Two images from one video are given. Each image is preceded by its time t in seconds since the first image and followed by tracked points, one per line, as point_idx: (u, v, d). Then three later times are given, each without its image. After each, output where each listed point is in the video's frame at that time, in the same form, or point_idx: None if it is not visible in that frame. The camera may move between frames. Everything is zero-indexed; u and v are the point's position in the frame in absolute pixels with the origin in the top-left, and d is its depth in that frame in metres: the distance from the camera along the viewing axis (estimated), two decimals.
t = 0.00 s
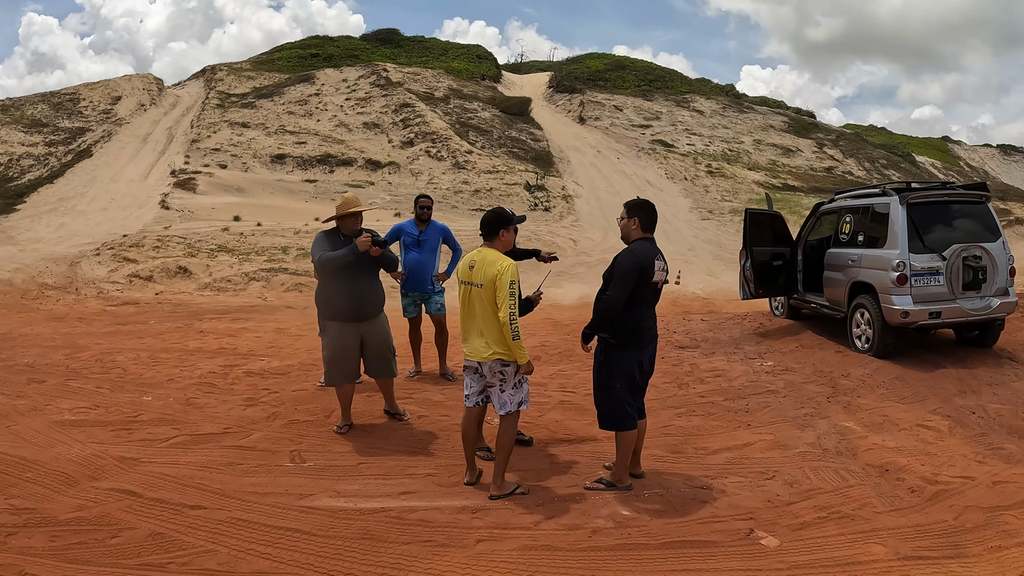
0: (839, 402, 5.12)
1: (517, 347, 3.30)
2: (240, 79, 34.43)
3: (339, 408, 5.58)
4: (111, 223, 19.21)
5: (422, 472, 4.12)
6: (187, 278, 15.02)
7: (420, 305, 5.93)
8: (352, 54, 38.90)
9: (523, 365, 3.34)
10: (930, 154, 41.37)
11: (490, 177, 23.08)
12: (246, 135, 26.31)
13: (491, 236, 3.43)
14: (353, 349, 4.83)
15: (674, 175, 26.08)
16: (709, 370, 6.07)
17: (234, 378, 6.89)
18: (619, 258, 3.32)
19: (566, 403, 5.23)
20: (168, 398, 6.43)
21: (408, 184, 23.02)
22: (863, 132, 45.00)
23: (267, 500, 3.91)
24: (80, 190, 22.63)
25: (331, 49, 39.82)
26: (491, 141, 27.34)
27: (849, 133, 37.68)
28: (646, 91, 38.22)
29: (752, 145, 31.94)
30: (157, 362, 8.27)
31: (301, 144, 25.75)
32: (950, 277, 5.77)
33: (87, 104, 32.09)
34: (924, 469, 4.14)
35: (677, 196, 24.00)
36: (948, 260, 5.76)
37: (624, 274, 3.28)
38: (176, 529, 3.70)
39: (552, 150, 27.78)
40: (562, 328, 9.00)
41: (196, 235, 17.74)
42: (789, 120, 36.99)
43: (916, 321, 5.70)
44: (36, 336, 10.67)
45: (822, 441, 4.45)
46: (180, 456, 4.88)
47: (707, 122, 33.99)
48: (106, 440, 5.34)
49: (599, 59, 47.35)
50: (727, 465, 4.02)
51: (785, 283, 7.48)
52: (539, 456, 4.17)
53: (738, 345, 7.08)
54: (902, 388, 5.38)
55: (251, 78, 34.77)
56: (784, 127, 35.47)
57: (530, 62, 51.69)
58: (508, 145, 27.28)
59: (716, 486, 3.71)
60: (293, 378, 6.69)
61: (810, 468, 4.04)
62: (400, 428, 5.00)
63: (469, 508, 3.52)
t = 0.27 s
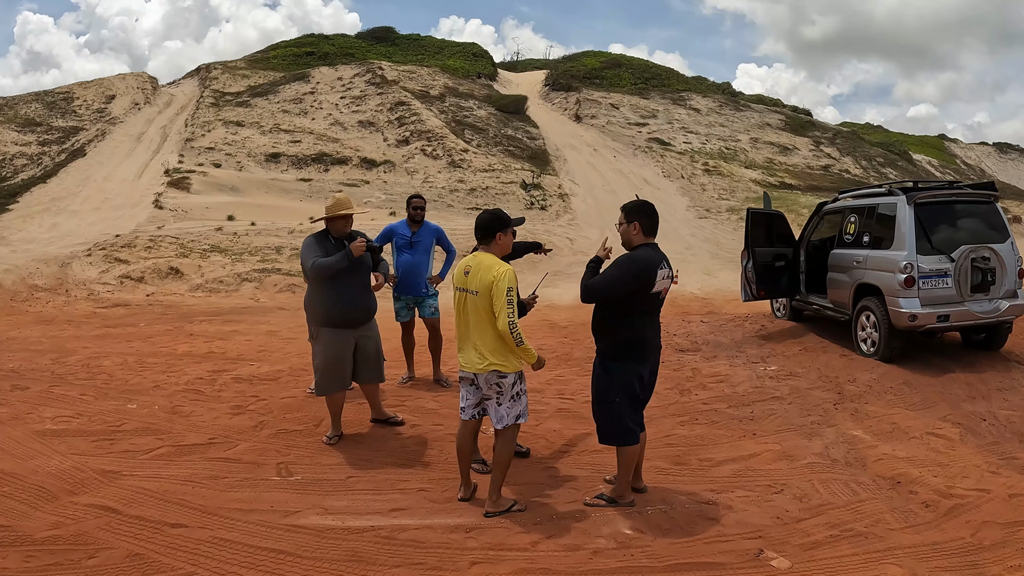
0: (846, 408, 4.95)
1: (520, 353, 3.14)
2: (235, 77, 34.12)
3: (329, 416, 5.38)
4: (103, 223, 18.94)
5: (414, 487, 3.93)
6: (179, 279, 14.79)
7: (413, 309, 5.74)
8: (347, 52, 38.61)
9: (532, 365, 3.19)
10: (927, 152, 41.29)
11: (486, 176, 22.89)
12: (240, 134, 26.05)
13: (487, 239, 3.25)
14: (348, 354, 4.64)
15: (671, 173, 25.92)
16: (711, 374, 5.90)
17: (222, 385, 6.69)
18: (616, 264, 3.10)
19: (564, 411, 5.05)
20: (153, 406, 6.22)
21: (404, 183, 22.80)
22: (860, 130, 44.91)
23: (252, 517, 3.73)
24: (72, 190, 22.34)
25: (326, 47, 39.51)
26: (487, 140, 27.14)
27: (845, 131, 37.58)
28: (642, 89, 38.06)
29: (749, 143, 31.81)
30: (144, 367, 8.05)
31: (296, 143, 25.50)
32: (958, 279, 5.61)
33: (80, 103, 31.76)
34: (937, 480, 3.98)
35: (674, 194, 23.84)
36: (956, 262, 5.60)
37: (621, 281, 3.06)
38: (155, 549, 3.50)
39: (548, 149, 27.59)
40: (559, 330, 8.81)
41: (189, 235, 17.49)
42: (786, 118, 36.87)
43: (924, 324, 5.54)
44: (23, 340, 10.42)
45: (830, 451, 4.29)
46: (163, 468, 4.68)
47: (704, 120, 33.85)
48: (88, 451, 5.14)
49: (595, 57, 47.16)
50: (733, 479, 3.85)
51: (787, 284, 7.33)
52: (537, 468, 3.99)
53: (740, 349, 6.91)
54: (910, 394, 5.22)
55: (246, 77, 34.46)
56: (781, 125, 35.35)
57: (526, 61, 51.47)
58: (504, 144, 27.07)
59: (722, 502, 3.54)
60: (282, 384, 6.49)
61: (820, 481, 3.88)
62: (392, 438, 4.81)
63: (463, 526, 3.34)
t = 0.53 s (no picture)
0: (850, 411, 4.84)
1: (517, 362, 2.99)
2: (230, 76, 33.89)
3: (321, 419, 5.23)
4: (96, 223, 18.72)
5: (406, 494, 3.79)
6: (171, 279, 14.60)
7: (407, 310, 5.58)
8: (343, 51, 38.41)
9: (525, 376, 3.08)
10: (924, 150, 41.28)
11: (482, 175, 22.73)
12: (235, 133, 25.84)
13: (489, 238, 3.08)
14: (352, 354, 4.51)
15: (668, 172, 25.82)
16: (711, 376, 5.77)
17: (211, 387, 6.52)
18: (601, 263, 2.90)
19: (561, 414, 4.91)
20: (140, 409, 6.05)
21: (400, 182, 22.63)
22: (856, 128, 44.88)
23: (237, 526, 3.58)
24: (65, 189, 22.11)
25: (322, 45, 39.29)
26: (483, 139, 26.99)
27: (842, 130, 37.53)
28: (639, 87, 37.96)
29: (746, 141, 31.73)
30: (133, 369, 7.88)
31: (291, 142, 25.31)
32: (963, 278, 5.49)
33: (75, 102, 31.48)
34: (947, 486, 3.86)
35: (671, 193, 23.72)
36: (961, 261, 5.48)
37: (605, 282, 2.87)
38: (137, 559, 3.36)
39: (545, 147, 27.46)
40: (555, 330, 8.67)
41: (182, 234, 17.30)
42: (782, 117, 36.81)
43: (929, 324, 5.41)
44: (11, 341, 10.23)
45: (836, 455, 4.17)
46: (148, 475, 4.53)
47: (700, 119, 33.77)
48: (71, 456, 4.98)
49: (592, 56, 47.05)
50: (737, 486, 3.73)
51: (788, 284, 7.22)
52: (533, 474, 3.86)
53: (740, 349, 6.78)
54: (915, 395, 5.11)
55: (241, 76, 34.19)
56: (778, 124, 35.29)
57: (522, 60, 51.31)
58: (500, 143, 26.92)
59: (726, 510, 3.41)
60: (273, 387, 6.33)
61: (826, 488, 3.75)
62: (385, 442, 4.66)
63: (456, 537, 3.20)
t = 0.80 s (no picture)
0: (860, 415, 4.68)
1: (526, 381, 2.57)
2: (225, 75, 33.64)
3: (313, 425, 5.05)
4: (90, 223, 18.49)
5: (400, 507, 3.62)
6: (164, 280, 14.37)
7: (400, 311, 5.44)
8: (339, 50, 38.17)
9: (532, 404, 2.60)
10: (921, 150, 41.20)
11: (479, 174, 22.55)
12: (230, 132, 25.59)
13: (504, 237, 2.70)
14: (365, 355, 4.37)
15: (666, 171, 25.67)
16: (715, 379, 5.61)
17: (200, 392, 6.34)
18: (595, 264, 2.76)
19: (561, 420, 4.73)
20: (127, 414, 5.88)
21: (396, 182, 22.43)
22: (854, 128, 44.80)
23: (223, 540, 3.41)
24: (59, 189, 21.86)
25: (318, 45, 39.04)
26: (480, 138, 26.81)
27: (840, 129, 37.45)
28: (636, 87, 37.81)
29: (743, 140, 31.60)
30: (122, 372, 7.68)
31: (286, 141, 25.08)
32: (973, 277, 5.33)
33: (70, 102, 31.21)
34: (964, 494, 3.71)
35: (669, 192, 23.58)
36: (971, 260, 5.32)
37: (599, 283, 2.71)
38: None
39: (542, 146, 27.30)
40: (554, 331, 8.50)
41: (177, 234, 17.08)
42: (780, 116, 36.70)
43: (939, 325, 5.25)
44: None
45: (847, 463, 4.02)
46: (132, 484, 4.35)
47: (698, 118, 33.64)
48: (54, 464, 4.79)
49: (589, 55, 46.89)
50: (746, 496, 3.56)
51: (792, 284, 7.07)
52: (534, 484, 3.69)
53: (744, 351, 6.63)
54: (926, 398, 4.95)
55: (237, 75, 33.92)
56: (776, 123, 35.19)
57: (519, 59, 51.11)
58: (497, 142, 26.74)
59: (736, 523, 3.25)
60: (264, 392, 6.15)
61: (840, 497, 3.60)
62: (378, 450, 4.49)
63: (453, 553, 3.02)
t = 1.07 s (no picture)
0: (868, 419, 4.54)
1: (535, 389, 2.40)
2: (222, 75, 33.39)
3: (302, 430, 4.89)
4: (83, 223, 18.25)
5: (391, 519, 3.46)
6: (157, 280, 14.16)
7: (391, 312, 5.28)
8: (336, 49, 37.95)
9: (542, 411, 2.46)
10: (918, 149, 41.15)
11: (475, 173, 22.38)
12: (226, 131, 25.37)
13: (508, 235, 2.53)
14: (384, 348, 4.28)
15: (663, 171, 25.55)
16: (718, 382, 5.46)
17: (188, 397, 6.16)
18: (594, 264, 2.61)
19: (559, 425, 4.58)
20: (112, 419, 5.71)
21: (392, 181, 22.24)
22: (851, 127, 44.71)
23: (204, 554, 3.25)
24: (54, 189, 21.63)
25: (314, 44, 38.80)
26: (477, 137, 26.64)
27: (837, 129, 37.37)
28: (633, 86, 37.67)
29: (741, 140, 31.48)
30: (110, 376, 7.49)
31: (282, 140, 24.87)
32: (981, 277, 5.20)
33: (65, 101, 30.95)
34: (978, 502, 3.56)
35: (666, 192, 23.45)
36: (980, 259, 5.19)
37: (598, 283, 2.56)
38: None
39: (539, 146, 27.15)
40: (552, 332, 8.33)
41: (171, 234, 16.87)
42: (777, 115, 36.61)
43: (947, 326, 5.12)
44: None
45: (856, 469, 3.87)
46: (114, 493, 4.18)
47: (695, 117, 33.53)
48: (34, 472, 4.60)
49: (586, 54, 46.73)
50: (754, 508, 3.41)
51: (795, 284, 6.95)
52: (531, 493, 3.53)
53: (746, 352, 6.49)
54: (935, 401, 4.81)
55: (233, 74, 33.67)
56: (773, 122, 35.08)
57: (516, 58, 50.89)
58: (494, 141, 26.57)
59: (742, 536, 3.10)
60: (255, 396, 5.98)
61: (850, 507, 3.46)
62: (369, 456, 4.32)
63: (446, 569, 2.87)
